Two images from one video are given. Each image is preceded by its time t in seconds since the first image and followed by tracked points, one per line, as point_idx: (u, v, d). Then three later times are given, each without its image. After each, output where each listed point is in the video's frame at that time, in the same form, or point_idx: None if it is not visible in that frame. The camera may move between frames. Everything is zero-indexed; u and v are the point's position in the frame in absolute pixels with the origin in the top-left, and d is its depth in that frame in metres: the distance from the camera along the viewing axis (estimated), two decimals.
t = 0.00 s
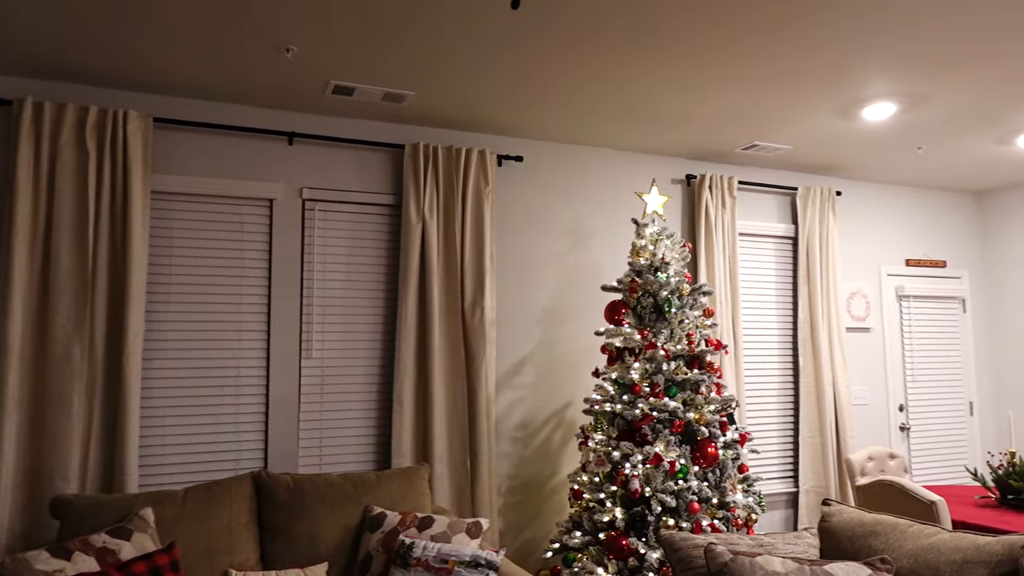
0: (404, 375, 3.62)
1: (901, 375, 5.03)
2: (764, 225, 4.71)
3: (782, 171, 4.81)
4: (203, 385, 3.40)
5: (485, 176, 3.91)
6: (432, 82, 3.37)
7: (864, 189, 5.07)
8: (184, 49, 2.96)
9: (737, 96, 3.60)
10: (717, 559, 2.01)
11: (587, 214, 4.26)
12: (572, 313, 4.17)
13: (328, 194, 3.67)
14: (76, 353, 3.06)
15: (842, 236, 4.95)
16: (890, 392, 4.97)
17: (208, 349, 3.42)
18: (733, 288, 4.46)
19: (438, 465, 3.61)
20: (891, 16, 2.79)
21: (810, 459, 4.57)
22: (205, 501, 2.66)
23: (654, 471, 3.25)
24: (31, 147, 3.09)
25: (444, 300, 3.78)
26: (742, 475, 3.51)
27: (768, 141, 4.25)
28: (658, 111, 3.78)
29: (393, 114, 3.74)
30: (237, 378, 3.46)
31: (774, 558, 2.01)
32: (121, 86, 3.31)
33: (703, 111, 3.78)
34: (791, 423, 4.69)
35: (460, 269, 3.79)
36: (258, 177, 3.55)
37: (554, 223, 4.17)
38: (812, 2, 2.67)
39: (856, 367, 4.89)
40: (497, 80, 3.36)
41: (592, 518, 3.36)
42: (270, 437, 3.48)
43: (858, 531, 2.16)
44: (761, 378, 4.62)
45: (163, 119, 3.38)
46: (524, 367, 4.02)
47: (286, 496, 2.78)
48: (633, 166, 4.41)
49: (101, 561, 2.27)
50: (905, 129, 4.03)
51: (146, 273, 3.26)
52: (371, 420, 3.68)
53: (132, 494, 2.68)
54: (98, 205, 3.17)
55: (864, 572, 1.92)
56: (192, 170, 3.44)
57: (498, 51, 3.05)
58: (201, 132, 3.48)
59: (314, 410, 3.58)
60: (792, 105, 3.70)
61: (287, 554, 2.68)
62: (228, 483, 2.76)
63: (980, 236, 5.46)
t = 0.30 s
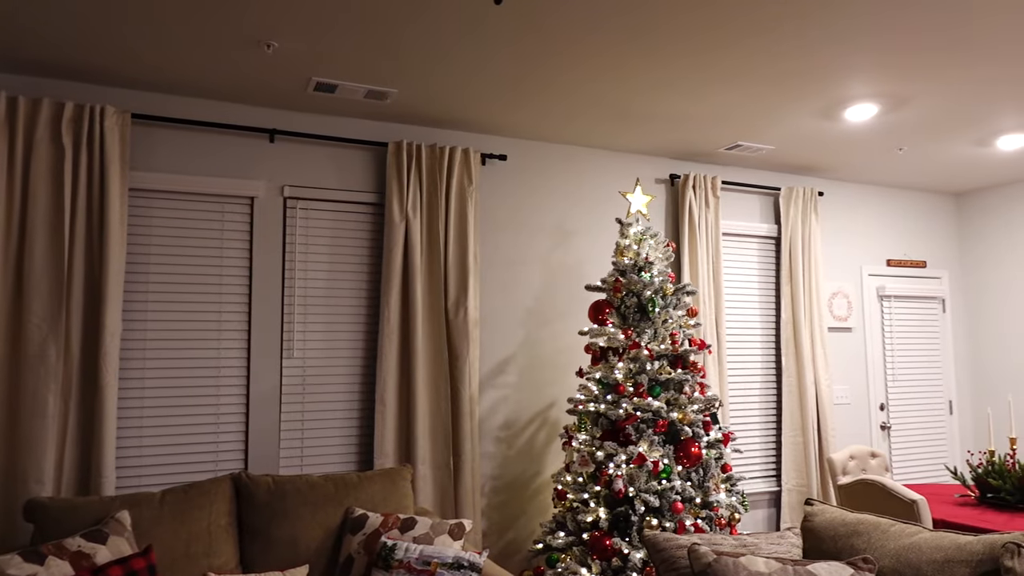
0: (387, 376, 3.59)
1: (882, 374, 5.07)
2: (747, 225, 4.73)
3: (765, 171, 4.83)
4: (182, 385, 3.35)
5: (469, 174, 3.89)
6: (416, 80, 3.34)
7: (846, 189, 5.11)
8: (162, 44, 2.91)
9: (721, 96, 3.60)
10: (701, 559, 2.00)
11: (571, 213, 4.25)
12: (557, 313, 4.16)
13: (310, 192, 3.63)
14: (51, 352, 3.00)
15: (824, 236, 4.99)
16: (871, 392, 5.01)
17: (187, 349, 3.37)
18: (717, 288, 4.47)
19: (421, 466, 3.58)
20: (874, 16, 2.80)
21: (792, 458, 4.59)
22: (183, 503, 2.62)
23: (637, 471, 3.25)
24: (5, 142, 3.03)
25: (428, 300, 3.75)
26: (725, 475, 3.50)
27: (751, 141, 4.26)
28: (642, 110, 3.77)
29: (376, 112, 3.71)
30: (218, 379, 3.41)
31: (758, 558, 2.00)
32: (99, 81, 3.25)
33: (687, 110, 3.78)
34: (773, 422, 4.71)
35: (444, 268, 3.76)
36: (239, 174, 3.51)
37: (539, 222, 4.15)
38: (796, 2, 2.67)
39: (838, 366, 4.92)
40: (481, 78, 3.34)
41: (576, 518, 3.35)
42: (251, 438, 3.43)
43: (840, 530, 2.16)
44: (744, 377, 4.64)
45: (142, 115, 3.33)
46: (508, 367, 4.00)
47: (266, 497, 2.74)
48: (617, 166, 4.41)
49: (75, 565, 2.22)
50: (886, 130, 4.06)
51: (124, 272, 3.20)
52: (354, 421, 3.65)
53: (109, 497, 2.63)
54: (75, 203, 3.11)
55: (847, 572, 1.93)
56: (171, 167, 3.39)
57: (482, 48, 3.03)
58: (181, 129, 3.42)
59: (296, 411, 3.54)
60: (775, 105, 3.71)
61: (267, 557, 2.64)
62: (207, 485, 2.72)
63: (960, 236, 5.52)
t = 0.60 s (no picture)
0: (371, 376, 3.56)
1: (866, 374, 5.10)
2: (733, 225, 4.74)
3: (751, 171, 4.84)
4: (163, 387, 3.30)
5: (455, 173, 3.86)
6: (400, 78, 3.31)
7: (831, 190, 5.13)
8: (142, 40, 2.86)
9: (707, 96, 3.60)
10: (686, 560, 1.99)
11: (557, 213, 4.23)
12: (543, 313, 4.14)
13: (294, 191, 3.59)
14: (27, 354, 2.95)
15: (809, 237, 5.00)
16: (855, 392, 5.03)
17: (167, 351, 3.32)
18: (702, 288, 4.47)
19: (405, 467, 3.55)
20: (859, 17, 2.80)
21: (777, 458, 4.59)
22: (163, 506, 2.58)
23: (623, 472, 3.25)
24: None
25: (412, 300, 3.72)
26: (711, 475, 3.50)
27: (737, 142, 4.27)
28: (628, 110, 3.76)
29: (360, 111, 3.68)
30: (199, 381, 3.36)
31: (742, 559, 1.99)
32: (77, 78, 3.20)
33: (673, 110, 3.78)
34: (759, 422, 4.72)
35: (429, 268, 3.74)
36: (221, 173, 3.46)
37: (525, 222, 4.14)
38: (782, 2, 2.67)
39: (823, 366, 4.94)
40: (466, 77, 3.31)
41: (561, 519, 3.34)
42: (233, 440, 3.39)
43: (825, 531, 2.16)
44: (729, 377, 4.64)
45: (121, 112, 3.28)
46: (493, 368, 3.98)
47: (247, 500, 2.70)
48: (603, 166, 4.40)
49: (49, 570, 2.17)
50: (871, 131, 4.07)
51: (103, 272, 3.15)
52: (338, 422, 3.62)
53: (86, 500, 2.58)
54: (52, 202, 3.06)
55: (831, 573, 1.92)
56: (152, 165, 3.34)
57: (467, 46, 3.01)
58: (162, 127, 3.38)
59: (279, 412, 3.50)
60: (760, 105, 3.71)
61: (248, 560, 2.61)
62: (187, 488, 2.68)
63: (943, 238, 5.56)
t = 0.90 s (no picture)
0: (354, 377, 3.53)
1: (850, 374, 5.11)
2: (718, 225, 4.74)
3: (736, 171, 4.84)
4: (142, 387, 3.25)
5: (439, 172, 3.83)
6: (383, 75, 3.28)
7: (816, 190, 5.14)
8: (119, 34, 2.81)
9: (692, 95, 3.59)
10: (669, 561, 1.97)
11: (542, 212, 4.21)
12: (528, 313, 4.12)
13: (275, 189, 3.55)
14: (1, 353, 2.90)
15: (793, 236, 5.02)
16: (839, 391, 5.04)
17: (146, 351, 3.27)
18: (687, 288, 4.46)
19: (388, 468, 3.52)
20: (842, 17, 2.80)
21: (762, 457, 4.60)
22: (139, 509, 2.54)
23: (607, 472, 3.23)
24: None
25: (396, 300, 3.69)
26: (696, 475, 3.49)
27: (722, 141, 4.26)
28: (613, 108, 3.75)
29: (343, 108, 3.64)
30: (179, 381, 3.32)
31: (725, 560, 1.97)
32: (53, 73, 3.14)
33: (658, 109, 3.76)
34: (744, 422, 4.72)
35: (413, 268, 3.70)
36: (201, 170, 3.42)
37: (510, 221, 4.11)
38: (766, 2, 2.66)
39: (808, 366, 4.95)
40: (450, 74, 3.29)
41: (546, 520, 3.32)
42: (214, 441, 3.34)
43: (808, 531, 2.15)
44: (714, 377, 4.64)
45: (99, 108, 3.22)
46: (477, 368, 3.95)
47: (226, 502, 2.67)
48: (589, 165, 4.39)
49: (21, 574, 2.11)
50: (855, 131, 4.08)
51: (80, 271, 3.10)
52: (320, 423, 3.58)
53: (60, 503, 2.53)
54: (26, 199, 3.00)
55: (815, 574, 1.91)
56: (130, 162, 3.29)
57: (451, 43, 2.98)
58: (141, 123, 3.33)
59: (260, 413, 3.46)
60: (745, 105, 3.71)
61: (227, 563, 2.57)
62: (165, 490, 2.63)
63: (927, 238, 5.59)
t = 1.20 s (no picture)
0: (338, 378, 3.49)
1: (836, 375, 5.13)
2: (705, 226, 4.74)
3: (722, 172, 4.84)
4: (122, 389, 3.21)
5: (424, 172, 3.81)
6: (368, 74, 3.25)
7: (802, 192, 5.15)
8: (98, 30, 2.77)
9: (678, 96, 3.58)
10: (653, 565, 1.95)
11: (528, 212, 4.20)
12: (514, 314, 4.10)
13: (259, 189, 3.51)
14: None
15: (780, 238, 5.02)
16: (825, 392, 5.06)
17: (126, 352, 3.23)
18: (674, 289, 4.46)
19: (372, 470, 3.48)
20: (828, 18, 2.80)
21: (748, 458, 4.60)
22: (116, 512, 2.49)
23: (593, 474, 3.22)
24: None
25: (381, 301, 3.66)
26: (681, 477, 3.48)
27: (709, 142, 4.26)
28: (600, 109, 3.73)
29: (328, 107, 3.61)
30: (160, 382, 3.27)
31: (710, 563, 1.95)
32: (31, 69, 3.09)
33: (644, 110, 3.75)
34: (730, 423, 4.72)
35: (398, 268, 3.67)
36: (183, 169, 3.37)
37: (496, 221, 4.09)
38: (751, 2, 2.65)
39: (794, 367, 4.96)
40: (436, 73, 3.26)
41: (531, 522, 3.30)
42: (195, 444, 3.30)
43: (792, 534, 2.14)
44: (701, 378, 4.64)
45: (78, 106, 3.18)
46: (463, 369, 3.93)
47: (206, 505, 2.63)
48: (576, 165, 4.38)
49: None
50: (841, 133, 4.09)
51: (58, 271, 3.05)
52: (303, 425, 3.54)
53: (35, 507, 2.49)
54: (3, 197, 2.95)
55: None
56: (110, 160, 3.24)
57: (436, 42, 2.95)
58: (121, 121, 3.28)
59: (242, 415, 3.42)
60: (731, 106, 3.71)
61: (206, 567, 2.53)
62: (144, 493, 2.59)
63: (912, 240, 5.62)
